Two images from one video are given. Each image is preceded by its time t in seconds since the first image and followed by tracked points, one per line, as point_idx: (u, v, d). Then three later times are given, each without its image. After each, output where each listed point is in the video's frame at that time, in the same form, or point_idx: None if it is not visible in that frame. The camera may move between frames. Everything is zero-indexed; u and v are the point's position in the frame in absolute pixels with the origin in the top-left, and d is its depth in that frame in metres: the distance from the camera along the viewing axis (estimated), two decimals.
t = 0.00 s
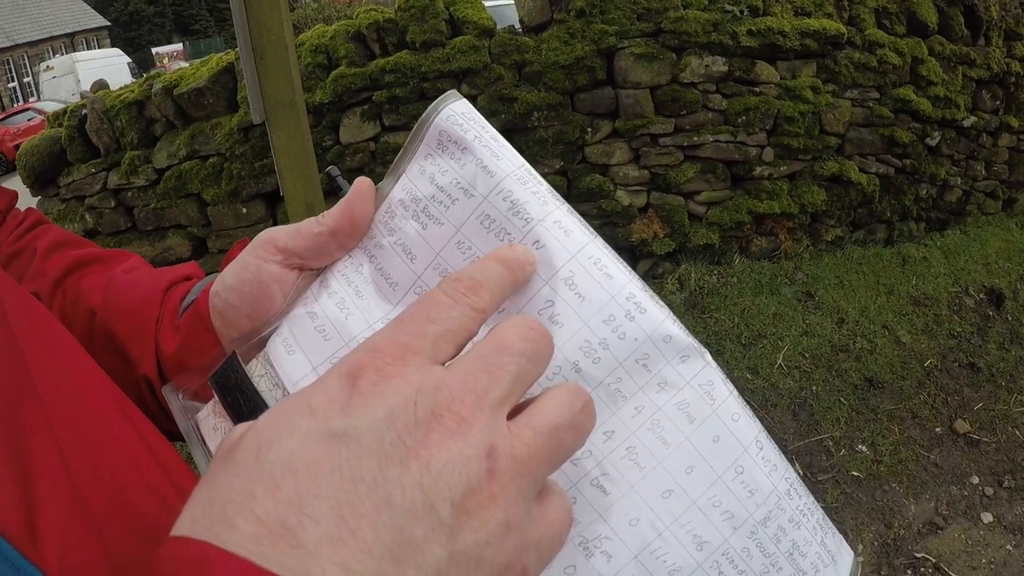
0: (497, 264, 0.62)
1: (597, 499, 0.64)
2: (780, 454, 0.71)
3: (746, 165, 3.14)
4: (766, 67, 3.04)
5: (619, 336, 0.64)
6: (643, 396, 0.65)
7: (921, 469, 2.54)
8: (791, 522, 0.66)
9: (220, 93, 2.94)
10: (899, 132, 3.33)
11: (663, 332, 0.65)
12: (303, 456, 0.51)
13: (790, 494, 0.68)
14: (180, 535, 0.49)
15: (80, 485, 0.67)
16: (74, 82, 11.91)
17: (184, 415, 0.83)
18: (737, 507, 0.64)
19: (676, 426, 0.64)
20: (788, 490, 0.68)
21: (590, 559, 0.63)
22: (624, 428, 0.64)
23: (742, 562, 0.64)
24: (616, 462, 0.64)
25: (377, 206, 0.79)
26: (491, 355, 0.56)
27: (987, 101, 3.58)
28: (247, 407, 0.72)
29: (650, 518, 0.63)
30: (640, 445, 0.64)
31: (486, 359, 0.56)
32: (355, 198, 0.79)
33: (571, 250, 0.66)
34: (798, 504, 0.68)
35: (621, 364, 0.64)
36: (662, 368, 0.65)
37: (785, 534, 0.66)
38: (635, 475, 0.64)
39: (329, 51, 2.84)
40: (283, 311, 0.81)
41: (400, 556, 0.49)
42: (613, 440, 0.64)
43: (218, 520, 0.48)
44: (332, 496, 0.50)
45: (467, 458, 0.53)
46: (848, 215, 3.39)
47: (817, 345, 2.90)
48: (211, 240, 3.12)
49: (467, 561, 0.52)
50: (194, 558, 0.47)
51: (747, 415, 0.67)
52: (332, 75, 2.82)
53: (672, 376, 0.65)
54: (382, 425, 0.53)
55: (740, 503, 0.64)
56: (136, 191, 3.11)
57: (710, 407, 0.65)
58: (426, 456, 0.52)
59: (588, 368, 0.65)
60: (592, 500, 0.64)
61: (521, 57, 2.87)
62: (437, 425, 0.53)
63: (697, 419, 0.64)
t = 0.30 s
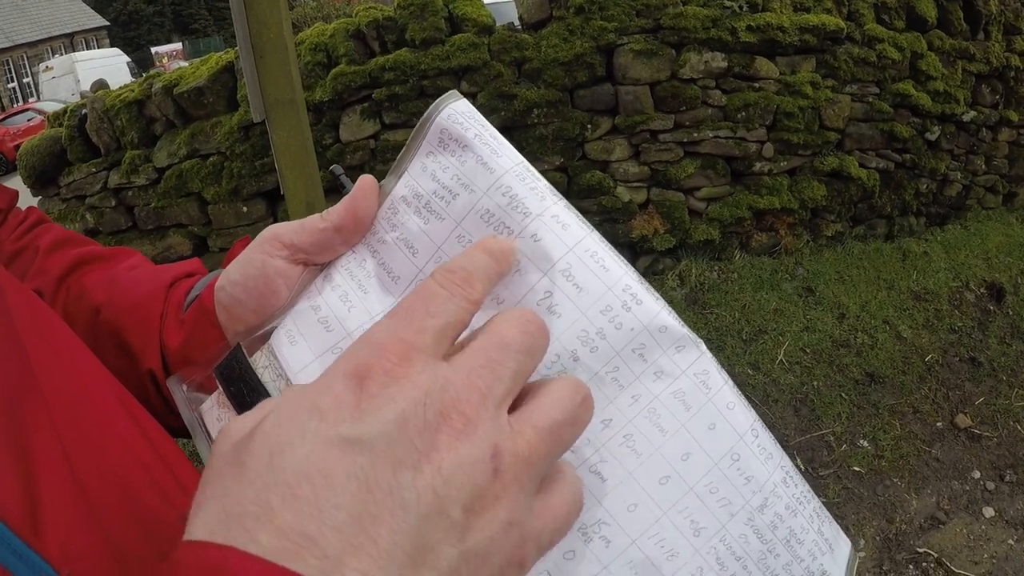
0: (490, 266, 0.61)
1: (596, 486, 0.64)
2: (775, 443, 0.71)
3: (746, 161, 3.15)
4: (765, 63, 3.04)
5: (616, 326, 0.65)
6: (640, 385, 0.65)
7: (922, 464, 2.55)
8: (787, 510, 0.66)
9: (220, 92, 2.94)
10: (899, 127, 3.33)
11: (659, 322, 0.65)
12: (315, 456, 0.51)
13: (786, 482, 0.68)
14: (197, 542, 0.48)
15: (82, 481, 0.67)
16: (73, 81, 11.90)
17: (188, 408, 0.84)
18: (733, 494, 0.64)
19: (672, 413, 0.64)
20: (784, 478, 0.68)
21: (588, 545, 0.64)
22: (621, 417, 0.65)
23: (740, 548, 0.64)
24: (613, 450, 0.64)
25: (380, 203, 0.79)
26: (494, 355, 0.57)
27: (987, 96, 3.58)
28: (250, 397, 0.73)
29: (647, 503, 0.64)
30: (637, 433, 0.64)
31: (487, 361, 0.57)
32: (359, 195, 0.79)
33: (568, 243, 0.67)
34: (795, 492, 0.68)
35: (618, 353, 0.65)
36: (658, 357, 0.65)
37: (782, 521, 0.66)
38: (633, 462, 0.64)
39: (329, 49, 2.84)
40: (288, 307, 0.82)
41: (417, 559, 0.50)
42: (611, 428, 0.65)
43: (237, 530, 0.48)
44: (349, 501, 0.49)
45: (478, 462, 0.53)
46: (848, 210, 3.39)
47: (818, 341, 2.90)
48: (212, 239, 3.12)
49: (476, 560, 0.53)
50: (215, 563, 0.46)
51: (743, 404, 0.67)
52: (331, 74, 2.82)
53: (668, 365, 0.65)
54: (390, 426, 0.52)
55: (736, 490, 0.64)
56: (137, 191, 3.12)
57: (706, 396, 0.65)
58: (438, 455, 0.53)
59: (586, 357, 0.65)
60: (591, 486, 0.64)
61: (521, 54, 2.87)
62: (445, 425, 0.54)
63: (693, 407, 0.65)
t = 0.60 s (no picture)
0: (354, 124, 0.38)
1: (595, 440, 0.63)
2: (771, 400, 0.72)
3: (742, 154, 3.14)
4: (761, 56, 3.03)
5: (609, 283, 0.66)
6: (635, 340, 0.66)
7: (922, 455, 2.54)
8: (789, 462, 0.66)
9: (214, 92, 2.92)
10: (896, 119, 3.32)
11: (650, 280, 0.67)
12: (265, 475, 0.36)
13: (784, 436, 0.68)
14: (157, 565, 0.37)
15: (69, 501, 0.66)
16: (69, 84, 11.87)
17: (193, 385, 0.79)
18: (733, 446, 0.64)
19: (667, 366, 0.65)
20: (782, 431, 0.68)
21: (591, 500, 0.62)
22: (617, 371, 0.65)
23: (740, 498, 0.63)
24: (612, 404, 0.64)
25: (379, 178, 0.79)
26: (379, 218, 0.38)
27: (984, 87, 3.58)
28: (251, 367, 0.71)
29: (647, 456, 0.63)
30: (634, 386, 0.64)
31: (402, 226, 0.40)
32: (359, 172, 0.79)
33: (560, 207, 0.68)
34: (793, 446, 0.68)
35: (612, 310, 0.66)
36: (651, 314, 0.66)
37: (784, 473, 0.65)
38: (631, 415, 0.64)
39: (323, 47, 2.84)
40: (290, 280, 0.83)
41: None
42: (608, 383, 0.64)
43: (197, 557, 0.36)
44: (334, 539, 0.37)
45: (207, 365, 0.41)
46: (845, 203, 3.39)
47: (817, 334, 2.90)
48: (208, 239, 3.11)
49: None
50: None
51: (736, 360, 0.68)
52: (326, 72, 2.82)
53: (660, 321, 0.66)
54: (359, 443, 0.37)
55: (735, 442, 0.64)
56: (132, 192, 3.12)
57: (700, 349, 0.66)
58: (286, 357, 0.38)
59: (581, 314, 0.65)
60: (591, 441, 0.63)
61: (516, 50, 2.86)
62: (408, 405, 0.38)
63: (687, 360, 0.66)
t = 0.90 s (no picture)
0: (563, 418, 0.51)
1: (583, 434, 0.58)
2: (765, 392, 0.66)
3: (738, 150, 3.14)
4: (756, 52, 3.03)
5: (596, 274, 0.62)
6: (624, 332, 0.61)
7: (920, 449, 2.55)
8: (783, 455, 0.60)
9: (209, 91, 2.92)
10: (891, 114, 3.32)
11: (639, 270, 0.62)
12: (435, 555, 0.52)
13: (779, 428, 0.62)
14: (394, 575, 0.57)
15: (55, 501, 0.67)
16: (65, 85, 11.84)
17: (181, 380, 0.80)
18: (726, 440, 0.58)
19: (656, 357, 0.60)
20: (776, 424, 0.62)
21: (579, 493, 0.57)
22: (607, 364, 0.60)
23: (734, 496, 0.58)
24: (600, 398, 0.59)
25: (366, 172, 0.81)
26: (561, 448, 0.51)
27: (979, 82, 3.58)
28: (238, 361, 0.72)
29: (637, 451, 0.58)
30: (623, 379, 0.60)
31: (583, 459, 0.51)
32: (346, 165, 0.81)
33: (547, 196, 0.66)
34: (788, 439, 0.62)
35: (599, 300, 0.61)
36: (641, 305, 0.61)
37: (778, 467, 0.59)
38: (620, 409, 0.59)
39: (318, 46, 2.84)
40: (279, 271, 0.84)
41: None
42: (597, 376, 0.60)
43: None
44: None
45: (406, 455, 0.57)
46: (842, 198, 3.39)
47: (814, 329, 2.90)
48: (205, 239, 3.11)
49: None
50: None
51: (729, 351, 0.63)
52: (321, 71, 2.82)
53: (651, 312, 0.61)
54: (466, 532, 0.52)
55: (728, 435, 0.58)
56: (129, 192, 3.12)
57: (691, 340, 0.60)
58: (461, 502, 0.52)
59: (569, 305, 0.61)
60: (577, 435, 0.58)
61: (511, 48, 2.86)
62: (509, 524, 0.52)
63: (678, 351, 0.60)
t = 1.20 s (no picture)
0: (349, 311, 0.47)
1: (576, 441, 0.60)
2: (767, 396, 0.67)
3: (734, 148, 3.14)
4: (751, 49, 3.04)
5: (590, 275, 0.62)
6: (618, 335, 0.62)
7: (918, 445, 2.55)
8: (785, 463, 0.61)
9: (205, 92, 2.91)
10: (887, 111, 3.33)
11: (634, 271, 0.63)
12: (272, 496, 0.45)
13: (781, 434, 0.63)
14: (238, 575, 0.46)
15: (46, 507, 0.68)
16: (61, 87, 11.82)
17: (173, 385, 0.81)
18: (722, 446, 0.60)
19: (652, 362, 0.61)
20: (777, 430, 0.63)
21: (569, 502, 0.59)
22: (600, 367, 0.61)
23: (730, 503, 0.60)
24: (593, 402, 0.60)
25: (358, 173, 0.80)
26: (370, 323, 0.45)
27: (975, 78, 3.58)
28: (228, 363, 0.72)
29: (630, 457, 0.60)
30: (616, 384, 0.61)
31: (401, 307, 0.48)
32: (336, 167, 0.80)
33: (538, 195, 0.66)
34: (790, 445, 0.63)
35: (592, 302, 0.62)
36: (636, 307, 0.62)
37: (779, 475, 0.61)
38: (613, 414, 0.60)
39: (313, 46, 2.84)
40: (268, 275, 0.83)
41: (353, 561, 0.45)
42: (590, 380, 0.61)
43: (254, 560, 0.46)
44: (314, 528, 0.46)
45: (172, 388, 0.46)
46: (838, 195, 3.39)
47: (811, 326, 2.91)
48: (201, 240, 3.10)
49: None
50: None
51: (727, 353, 0.64)
52: (317, 71, 2.82)
53: (646, 315, 0.62)
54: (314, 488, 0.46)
55: (725, 441, 0.60)
56: (125, 194, 3.12)
57: (688, 343, 0.62)
58: (286, 428, 0.45)
59: (559, 306, 0.62)
60: (570, 441, 0.60)
61: (506, 46, 2.86)
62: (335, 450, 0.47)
63: (674, 355, 0.61)
